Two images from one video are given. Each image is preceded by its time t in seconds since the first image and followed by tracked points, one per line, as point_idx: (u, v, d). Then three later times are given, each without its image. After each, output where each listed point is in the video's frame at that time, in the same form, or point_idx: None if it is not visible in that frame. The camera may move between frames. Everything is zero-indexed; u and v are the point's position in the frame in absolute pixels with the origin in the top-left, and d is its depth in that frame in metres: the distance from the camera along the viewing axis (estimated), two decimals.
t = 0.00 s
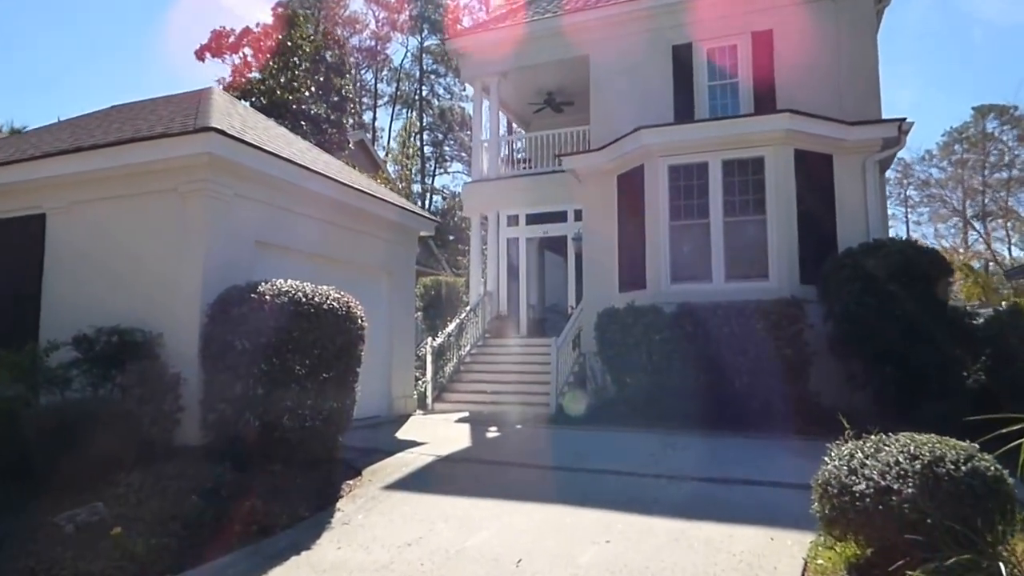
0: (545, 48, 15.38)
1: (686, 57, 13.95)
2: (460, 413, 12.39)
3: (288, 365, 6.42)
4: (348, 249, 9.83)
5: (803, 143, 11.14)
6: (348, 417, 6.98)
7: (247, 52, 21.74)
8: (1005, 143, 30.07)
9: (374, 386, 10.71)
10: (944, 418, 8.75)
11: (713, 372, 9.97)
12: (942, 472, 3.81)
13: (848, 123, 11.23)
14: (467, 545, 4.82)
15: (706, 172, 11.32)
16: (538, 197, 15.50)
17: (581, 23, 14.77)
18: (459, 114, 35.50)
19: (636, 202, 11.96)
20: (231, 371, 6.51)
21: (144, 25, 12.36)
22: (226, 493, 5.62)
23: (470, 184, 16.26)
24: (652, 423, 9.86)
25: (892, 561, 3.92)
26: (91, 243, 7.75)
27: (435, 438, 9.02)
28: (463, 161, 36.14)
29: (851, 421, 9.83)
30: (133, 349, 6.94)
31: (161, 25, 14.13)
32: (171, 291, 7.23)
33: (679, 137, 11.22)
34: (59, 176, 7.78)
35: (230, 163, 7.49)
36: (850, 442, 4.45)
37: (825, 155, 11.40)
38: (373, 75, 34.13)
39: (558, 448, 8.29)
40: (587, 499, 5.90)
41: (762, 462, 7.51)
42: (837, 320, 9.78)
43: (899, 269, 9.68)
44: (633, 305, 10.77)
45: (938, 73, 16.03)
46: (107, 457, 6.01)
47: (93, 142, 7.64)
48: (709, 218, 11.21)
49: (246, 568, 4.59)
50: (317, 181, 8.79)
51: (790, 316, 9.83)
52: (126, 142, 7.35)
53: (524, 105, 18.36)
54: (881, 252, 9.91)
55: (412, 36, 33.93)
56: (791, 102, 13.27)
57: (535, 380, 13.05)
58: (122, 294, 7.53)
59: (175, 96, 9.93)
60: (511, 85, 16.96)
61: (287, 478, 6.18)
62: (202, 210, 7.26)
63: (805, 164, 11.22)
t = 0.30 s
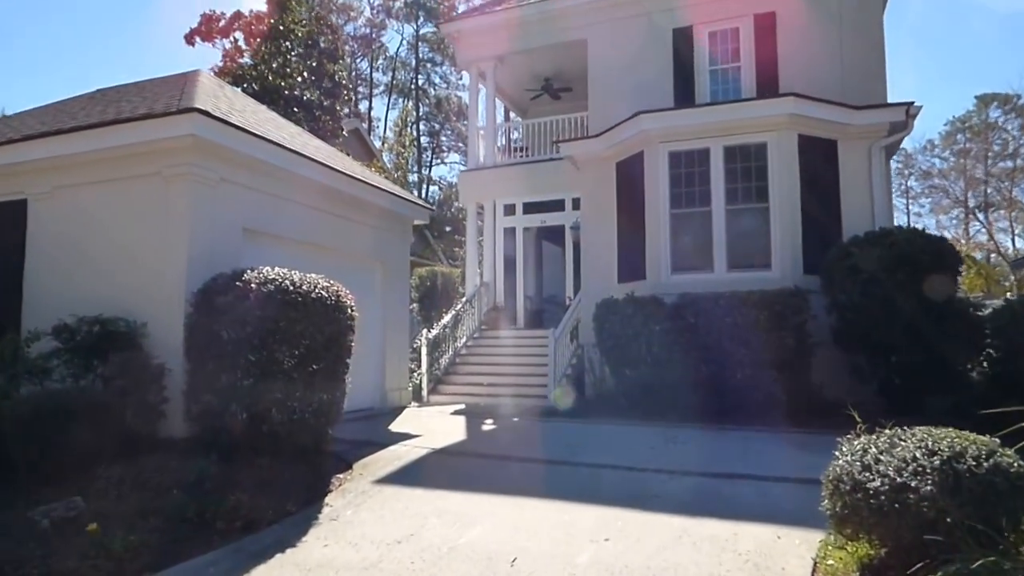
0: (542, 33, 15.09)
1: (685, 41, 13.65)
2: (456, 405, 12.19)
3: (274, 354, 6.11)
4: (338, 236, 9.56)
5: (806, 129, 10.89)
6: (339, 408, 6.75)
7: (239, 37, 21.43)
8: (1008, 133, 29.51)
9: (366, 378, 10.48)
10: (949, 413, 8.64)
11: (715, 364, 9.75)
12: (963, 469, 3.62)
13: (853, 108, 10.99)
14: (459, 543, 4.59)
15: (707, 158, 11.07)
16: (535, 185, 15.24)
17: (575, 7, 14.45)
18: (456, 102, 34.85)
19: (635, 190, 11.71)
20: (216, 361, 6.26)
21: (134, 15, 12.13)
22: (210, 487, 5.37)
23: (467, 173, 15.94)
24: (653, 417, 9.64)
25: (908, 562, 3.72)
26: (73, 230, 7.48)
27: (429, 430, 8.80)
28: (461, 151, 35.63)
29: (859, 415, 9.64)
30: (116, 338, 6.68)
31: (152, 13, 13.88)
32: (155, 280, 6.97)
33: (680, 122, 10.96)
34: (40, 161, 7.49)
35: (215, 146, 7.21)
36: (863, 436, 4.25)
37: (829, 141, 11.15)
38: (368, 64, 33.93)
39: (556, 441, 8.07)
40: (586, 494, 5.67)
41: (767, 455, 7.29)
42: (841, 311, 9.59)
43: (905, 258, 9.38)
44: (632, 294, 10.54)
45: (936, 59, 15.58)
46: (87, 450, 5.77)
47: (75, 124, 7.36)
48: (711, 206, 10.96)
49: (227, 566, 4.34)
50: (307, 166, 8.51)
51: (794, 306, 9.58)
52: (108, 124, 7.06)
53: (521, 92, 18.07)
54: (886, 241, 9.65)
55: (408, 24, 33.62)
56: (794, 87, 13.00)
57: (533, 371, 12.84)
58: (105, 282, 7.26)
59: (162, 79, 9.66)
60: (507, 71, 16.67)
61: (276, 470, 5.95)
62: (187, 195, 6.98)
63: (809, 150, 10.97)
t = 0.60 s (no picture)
0: (540, 19, 14.74)
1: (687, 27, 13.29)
2: (453, 397, 11.92)
3: (259, 345, 5.76)
4: (330, 224, 9.28)
5: (808, 115, 10.60)
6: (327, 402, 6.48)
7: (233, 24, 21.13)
8: (1003, 127, 29.59)
9: (360, 370, 10.22)
10: (964, 407, 8.37)
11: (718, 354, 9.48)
12: (987, 466, 3.32)
13: (856, 94, 10.71)
14: (449, 545, 4.34)
15: (708, 144, 10.77)
16: (533, 174, 14.96)
17: None
18: (456, 94, 34.55)
19: (634, 177, 11.41)
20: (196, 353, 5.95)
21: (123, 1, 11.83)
22: (188, 485, 5.11)
23: (463, 161, 15.65)
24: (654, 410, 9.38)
25: (928, 567, 3.45)
26: (53, 215, 7.20)
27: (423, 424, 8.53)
28: (461, 144, 35.35)
29: (866, 407, 9.40)
30: (94, 329, 6.41)
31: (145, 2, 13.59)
32: (137, 267, 6.70)
33: (680, 108, 10.66)
34: (18, 143, 7.21)
35: (199, 128, 6.94)
36: (877, 431, 3.97)
37: (831, 127, 10.85)
38: (367, 55, 33.46)
39: (553, 435, 7.82)
40: (582, 492, 5.42)
41: (771, 451, 7.03)
42: (846, 300, 9.34)
43: (913, 246, 9.06)
44: (631, 284, 10.29)
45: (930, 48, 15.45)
46: (62, 445, 5.50)
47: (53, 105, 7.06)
48: (713, 193, 10.67)
49: (204, 570, 4.09)
50: (296, 151, 8.23)
51: (797, 296, 9.32)
52: (87, 105, 6.77)
53: (519, 80, 17.75)
54: (891, 229, 9.25)
55: (407, 15, 33.33)
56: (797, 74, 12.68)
57: (532, 363, 12.59)
58: (86, 270, 6.99)
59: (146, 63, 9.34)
60: (505, 58, 16.35)
61: (259, 467, 5.69)
62: (169, 179, 6.71)
63: (811, 137, 10.67)
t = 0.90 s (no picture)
0: (537, 5, 14.41)
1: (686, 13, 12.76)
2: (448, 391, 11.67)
3: (241, 337, 5.49)
4: (320, 212, 9.00)
5: (812, 103, 10.31)
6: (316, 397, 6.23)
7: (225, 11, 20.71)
8: (999, 121, 29.11)
9: (354, 362, 9.97)
10: (970, 400, 8.16)
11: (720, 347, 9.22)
12: (1016, 467, 3.05)
13: (861, 82, 10.42)
14: (439, 550, 4.09)
15: (709, 133, 10.49)
16: (531, 164, 14.68)
17: None
18: (454, 86, 34.20)
19: (634, 166, 11.14)
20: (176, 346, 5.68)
21: None
22: (165, 485, 4.84)
23: (460, 150, 15.39)
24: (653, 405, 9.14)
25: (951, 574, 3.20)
26: (30, 202, 6.90)
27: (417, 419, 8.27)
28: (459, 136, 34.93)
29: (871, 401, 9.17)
30: (71, 320, 6.12)
31: None
32: (117, 256, 6.42)
33: (680, 95, 10.37)
34: None
35: (181, 112, 6.63)
36: (895, 430, 3.70)
37: (836, 116, 10.57)
38: (365, 48, 32.92)
39: (550, 431, 7.56)
40: (580, 492, 5.15)
41: (776, 447, 6.79)
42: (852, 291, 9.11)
43: (920, 236, 8.79)
44: (630, 276, 10.03)
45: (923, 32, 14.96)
46: (33, 442, 5.23)
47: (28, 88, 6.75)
48: (715, 182, 10.39)
49: None
50: (283, 137, 7.93)
51: (801, 288, 9.06)
52: (63, 87, 6.46)
53: (516, 69, 17.41)
54: (898, 218, 8.96)
55: (404, 6, 33.03)
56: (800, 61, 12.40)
57: (529, 356, 12.36)
58: (64, 259, 6.70)
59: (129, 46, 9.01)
60: (502, 46, 16.04)
61: (242, 465, 5.42)
62: (149, 164, 6.41)
63: (816, 125, 10.39)
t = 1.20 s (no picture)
0: None
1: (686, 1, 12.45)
2: (441, 392, 11.38)
3: (220, 334, 5.16)
4: (307, 205, 8.71)
5: (815, 94, 10.08)
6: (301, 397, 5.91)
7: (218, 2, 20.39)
8: (994, 118, 29.27)
9: (342, 361, 9.68)
10: (973, 398, 7.83)
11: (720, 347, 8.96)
12: None
13: (865, 72, 10.20)
14: (424, 562, 3.80)
15: (708, 124, 10.25)
16: (526, 159, 14.42)
17: None
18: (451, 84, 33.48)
19: (632, 160, 10.88)
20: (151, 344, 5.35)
21: None
22: (135, 490, 4.55)
23: (455, 144, 15.13)
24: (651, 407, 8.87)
25: None
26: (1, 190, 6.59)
27: (407, 420, 7.99)
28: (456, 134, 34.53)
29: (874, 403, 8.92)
30: (42, 314, 5.82)
31: None
32: (91, 246, 6.12)
33: (679, 86, 10.15)
34: None
35: (159, 96, 6.33)
36: (916, 433, 3.42)
37: (838, 108, 10.34)
38: (361, 43, 33.08)
39: (545, 433, 7.28)
40: (576, 499, 4.87)
41: (780, 450, 6.53)
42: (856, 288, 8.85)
43: (926, 231, 8.55)
44: (627, 273, 9.77)
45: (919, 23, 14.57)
46: None
47: None
48: (714, 177, 10.13)
49: None
50: (266, 125, 7.64)
51: (803, 285, 8.81)
52: (36, 68, 6.16)
53: (512, 62, 17.16)
54: (903, 212, 8.71)
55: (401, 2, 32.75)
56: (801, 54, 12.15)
57: (523, 357, 12.09)
58: (36, 249, 6.40)
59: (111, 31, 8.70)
60: (498, 39, 15.78)
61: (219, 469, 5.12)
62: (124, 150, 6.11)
63: (818, 117, 10.16)
